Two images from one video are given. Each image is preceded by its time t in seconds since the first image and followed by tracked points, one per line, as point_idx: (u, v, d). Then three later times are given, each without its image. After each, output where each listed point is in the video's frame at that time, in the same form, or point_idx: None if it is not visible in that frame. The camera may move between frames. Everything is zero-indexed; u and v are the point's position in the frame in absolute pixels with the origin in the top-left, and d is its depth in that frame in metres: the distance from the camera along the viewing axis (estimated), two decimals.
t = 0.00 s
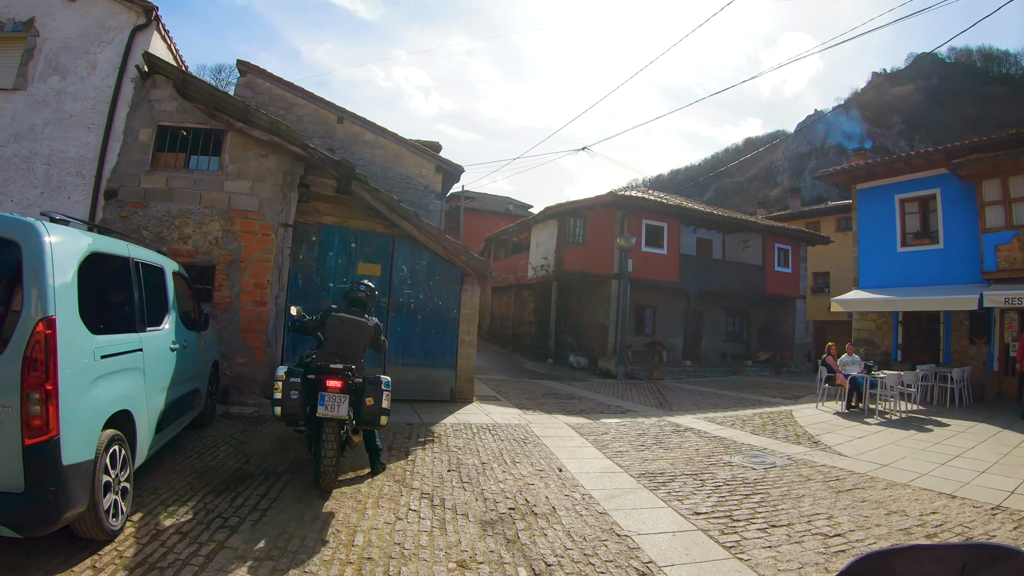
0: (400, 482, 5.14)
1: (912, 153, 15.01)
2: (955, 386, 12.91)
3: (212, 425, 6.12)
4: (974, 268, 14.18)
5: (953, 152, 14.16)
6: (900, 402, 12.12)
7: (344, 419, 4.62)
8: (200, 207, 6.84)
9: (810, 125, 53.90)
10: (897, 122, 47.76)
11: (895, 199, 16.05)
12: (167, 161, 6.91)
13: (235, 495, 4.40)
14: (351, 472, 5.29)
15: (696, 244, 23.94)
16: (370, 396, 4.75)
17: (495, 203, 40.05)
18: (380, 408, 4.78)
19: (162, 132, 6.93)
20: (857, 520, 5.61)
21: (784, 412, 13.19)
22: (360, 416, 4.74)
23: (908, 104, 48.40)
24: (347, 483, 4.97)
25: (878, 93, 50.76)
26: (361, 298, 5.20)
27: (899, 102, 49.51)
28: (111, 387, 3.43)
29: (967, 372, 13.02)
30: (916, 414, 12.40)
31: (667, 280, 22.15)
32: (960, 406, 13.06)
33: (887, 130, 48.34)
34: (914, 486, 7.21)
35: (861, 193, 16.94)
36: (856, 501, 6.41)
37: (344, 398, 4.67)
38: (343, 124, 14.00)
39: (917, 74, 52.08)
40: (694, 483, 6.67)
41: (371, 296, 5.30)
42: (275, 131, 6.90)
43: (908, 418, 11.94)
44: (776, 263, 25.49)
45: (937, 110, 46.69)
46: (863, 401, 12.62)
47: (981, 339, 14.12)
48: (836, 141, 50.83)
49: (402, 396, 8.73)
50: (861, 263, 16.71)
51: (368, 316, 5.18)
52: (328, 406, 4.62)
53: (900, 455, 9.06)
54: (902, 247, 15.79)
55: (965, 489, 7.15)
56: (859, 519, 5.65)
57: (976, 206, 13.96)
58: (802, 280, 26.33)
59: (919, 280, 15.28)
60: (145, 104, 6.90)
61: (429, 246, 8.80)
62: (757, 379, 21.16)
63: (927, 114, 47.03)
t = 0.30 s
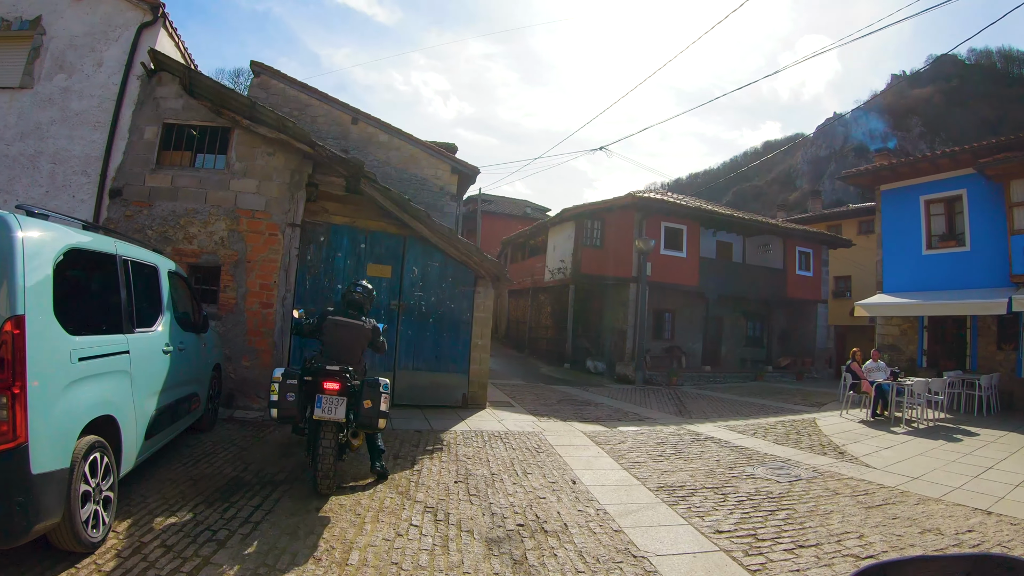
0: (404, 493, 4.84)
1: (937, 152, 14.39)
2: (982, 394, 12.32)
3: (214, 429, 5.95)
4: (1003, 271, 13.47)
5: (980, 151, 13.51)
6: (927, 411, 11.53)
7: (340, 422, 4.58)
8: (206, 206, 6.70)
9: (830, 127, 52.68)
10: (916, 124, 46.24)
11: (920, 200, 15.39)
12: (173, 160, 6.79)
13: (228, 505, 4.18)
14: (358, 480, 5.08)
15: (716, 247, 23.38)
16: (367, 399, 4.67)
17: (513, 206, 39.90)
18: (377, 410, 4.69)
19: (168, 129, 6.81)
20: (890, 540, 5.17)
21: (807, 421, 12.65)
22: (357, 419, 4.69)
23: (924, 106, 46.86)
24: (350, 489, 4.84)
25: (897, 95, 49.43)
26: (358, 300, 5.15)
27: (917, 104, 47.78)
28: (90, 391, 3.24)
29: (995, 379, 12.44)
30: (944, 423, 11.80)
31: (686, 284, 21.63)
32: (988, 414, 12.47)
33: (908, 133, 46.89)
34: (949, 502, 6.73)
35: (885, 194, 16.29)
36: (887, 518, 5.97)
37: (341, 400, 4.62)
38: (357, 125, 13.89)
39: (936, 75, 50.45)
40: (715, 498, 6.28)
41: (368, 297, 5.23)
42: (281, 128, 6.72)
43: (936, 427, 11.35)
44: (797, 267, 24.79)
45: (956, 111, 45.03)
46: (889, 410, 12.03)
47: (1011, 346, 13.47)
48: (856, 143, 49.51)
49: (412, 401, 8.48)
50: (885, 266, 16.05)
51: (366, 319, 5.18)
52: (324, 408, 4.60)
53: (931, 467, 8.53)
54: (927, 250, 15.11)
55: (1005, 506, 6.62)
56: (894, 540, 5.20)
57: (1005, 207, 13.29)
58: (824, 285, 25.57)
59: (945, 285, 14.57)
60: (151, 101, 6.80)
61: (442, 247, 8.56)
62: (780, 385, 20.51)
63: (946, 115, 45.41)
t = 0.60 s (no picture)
0: (408, 501, 4.64)
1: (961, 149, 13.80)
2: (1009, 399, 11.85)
3: (218, 431, 5.84)
4: None
5: (1003, 149, 12.92)
6: (952, 417, 11.03)
7: (341, 423, 4.51)
8: (213, 204, 6.62)
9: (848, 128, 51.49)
10: (936, 125, 44.50)
11: (943, 199, 14.80)
12: (181, 157, 6.74)
13: (224, 511, 4.03)
14: (361, 483, 5.00)
15: (736, 248, 22.87)
16: (368, 400, 4.62)
17: (530, 208, 39.72)
18: (379, 412, 4.64)
19: (176, 127, 6.77)
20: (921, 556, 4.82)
21: (831, 427, 12.18)
22: (358, 421, 4.62)
23: (944, 106, 45.37)
24: (350, 490, 4.79)
25: (917, 94, 48.11)
26: (357, 301, 5.19)
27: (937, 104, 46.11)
28: (76, 391, 3.12)
29: (1022, 384, 11.95)
30: (969, 429, 11.31)
31: (704, 286, 21.15)
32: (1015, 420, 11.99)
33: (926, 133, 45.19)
34: (982, 515, 6.31)
35: (908, 194, 15.71)
36: (916, 532, 5.60)
37: (342, 401, 4.56)
38: (371, 125, 13.82)
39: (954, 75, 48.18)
40: (736, 509, 5.95)
41: (368, 299, 5.28)
42: (289, 125, 6.60)
43: (962, 434, 10.85)
44: (818, 268, 24.14)
45: (975, 111, 43.24)
46: (914, 415, 11.53)
47: None
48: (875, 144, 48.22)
49: (423, 404, 8.30)
50: (908, 268, 15.52)
51: (365, 320, 5.21)
52: (325, 409, 4.53)
53: (959, 476, 8.09)
54: (952, 251, 14.50)
55: None
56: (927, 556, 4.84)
57: None
58: (845, 286, 24.87)
59: (970, 287, 13.95)
60: (159, 99, 6.77)
61: (455, 247, 8.37)
62: (802, 389, 19.92)
63: (965, 114, 43.63)
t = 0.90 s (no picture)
0: (406, 513, 4.46)
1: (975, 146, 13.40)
2: None
3: (216, 437, 5.75)
4: None
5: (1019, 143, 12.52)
6: (972, 420, 10.64)
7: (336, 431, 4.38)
8: (213, 206, 6.53)
9: (858, 128, 50.63)
10: (947, 123, 43.62)
11: (958, 197, 14.39)
12: (180, 159, 6.68)
13: (214, 522, 3.90)
14: (361, 491, 4.85)
15: (747, 249, 22.50)
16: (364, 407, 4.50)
17: (540, 211, 39.55)
18: (375, 419, 4.52)
19: (175, 128, 6.72)
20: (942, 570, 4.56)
21: (846, 431, 11.83)
22: (353, 428, 4.49)
23: (954, 105, 44.24)
24: (349, 499, 4.66)
25: (928, 93, 47.15)
26: (353, 305, 5.07)
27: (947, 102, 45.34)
28: (54, 397, 3.01)
29: None
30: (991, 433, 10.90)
31: (716, 287, 20.80)
32: None
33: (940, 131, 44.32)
34: (1007, 525, 5.99)
35: (922, 192, 15.31)
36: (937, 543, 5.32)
37: (338, 408, 4.43)
38: (378, 127, 13.74)
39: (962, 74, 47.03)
40: (749, 520, 5.70)
41: (364, 303, 5.16)
42: (289, 125, 6.48)
43: (982, 438, 10.46)
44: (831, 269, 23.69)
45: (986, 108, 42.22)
46: (931, 418, 11.16)
47: None
48: (886, 143, 47.30)
49: (427, 410, 8.13)
50: (923, 268, 15.16)
51: (361, 325, 5.09)
52: (320, 416, 4.40)
53: (980, 482, 7.76)
54: (967, 250, 14.08)
55: None
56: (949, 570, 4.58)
57: None
58: (859, 287, 24.36)
59: (987, 287, 13.52)
60: (158, 100, 6.73)
61: (460, 248, 8.22)
62: (818, 392, 19.48)
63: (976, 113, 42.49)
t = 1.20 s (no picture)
0: (403, 525, 4.29)
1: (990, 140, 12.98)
2: None
3: (213, 444, 5.63)
4: None
5: None
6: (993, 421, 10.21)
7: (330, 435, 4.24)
8: (212, 208, 6.43)
9: (870, 127, 49.77)
10: (964, 120, 42.73)
11: (975, 193, 13.96)
12: (180, 161, 6.60)
13: (201, 533, 3.77)
14: (358, 500, 4.70)
15: (760, 249, 22.13)
16: (360, 412, 4.36)
17: (551, 213, 39.39)
18: (370, 424, 4.37)
19: (174, 130, 6.64)
20: None
21: (864, 435, 11.45)
22: (348, 433, 4.35)
23: (966, 103, 43.24)
24: (345, 507, 4.53)
25: (940, 91, 46.21)
26: (352, 308, 4.93)
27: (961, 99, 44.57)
28: (27, 403, 2.88)
29: None
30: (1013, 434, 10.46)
31: (729, 289, 20.44)
32: None
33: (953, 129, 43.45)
34: None
35: (938, 189, 14.88)
36: (964, 555, 5.01)
37: (333, 413, 4.30)
38: (385, 129, 13.64)
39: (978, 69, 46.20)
40: (766, 532, 5.43)
41: (363, 305, 5.03)
42: (289, 126, 6.38)
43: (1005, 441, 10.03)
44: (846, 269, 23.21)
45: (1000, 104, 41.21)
46: (952, 421, 10.76)
47: None
48: (900, 142, 46.43)
49: (432, 416, 7.96)
50: (939, 267, 14.73)
51: (360, 328, 4.95)
52: (314, 421, 4.27)
53: (1006, 488, 7.39)
54: (984, 247, 13.63)
55: None
56: None
57: None
58: (874, 288, 23.83)
59: (1006, 286, 13.06)
60: (157, 101, 6.66)
61: (465, 250, 8.05)
62: (835, 395, 19.01)
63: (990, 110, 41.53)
